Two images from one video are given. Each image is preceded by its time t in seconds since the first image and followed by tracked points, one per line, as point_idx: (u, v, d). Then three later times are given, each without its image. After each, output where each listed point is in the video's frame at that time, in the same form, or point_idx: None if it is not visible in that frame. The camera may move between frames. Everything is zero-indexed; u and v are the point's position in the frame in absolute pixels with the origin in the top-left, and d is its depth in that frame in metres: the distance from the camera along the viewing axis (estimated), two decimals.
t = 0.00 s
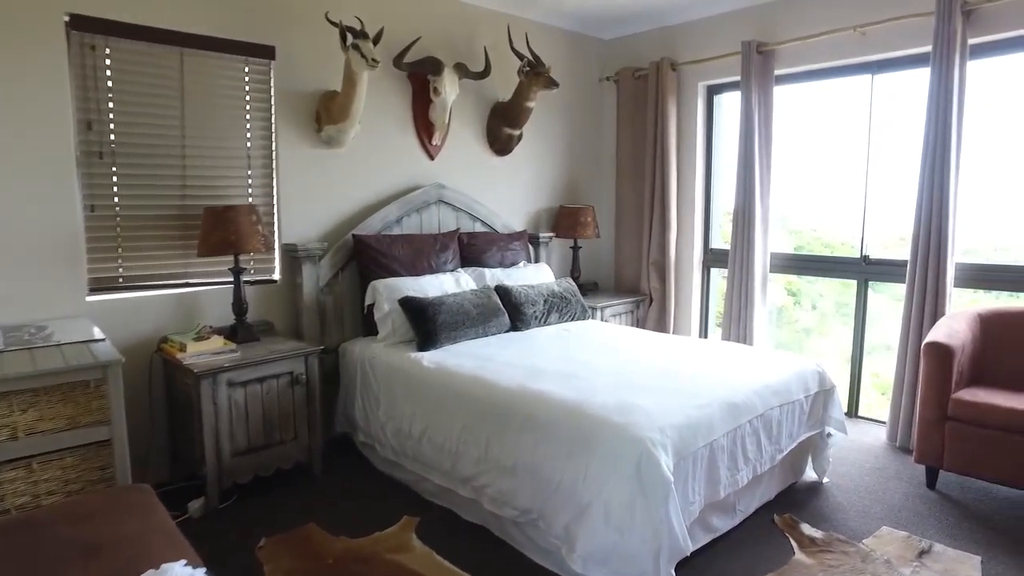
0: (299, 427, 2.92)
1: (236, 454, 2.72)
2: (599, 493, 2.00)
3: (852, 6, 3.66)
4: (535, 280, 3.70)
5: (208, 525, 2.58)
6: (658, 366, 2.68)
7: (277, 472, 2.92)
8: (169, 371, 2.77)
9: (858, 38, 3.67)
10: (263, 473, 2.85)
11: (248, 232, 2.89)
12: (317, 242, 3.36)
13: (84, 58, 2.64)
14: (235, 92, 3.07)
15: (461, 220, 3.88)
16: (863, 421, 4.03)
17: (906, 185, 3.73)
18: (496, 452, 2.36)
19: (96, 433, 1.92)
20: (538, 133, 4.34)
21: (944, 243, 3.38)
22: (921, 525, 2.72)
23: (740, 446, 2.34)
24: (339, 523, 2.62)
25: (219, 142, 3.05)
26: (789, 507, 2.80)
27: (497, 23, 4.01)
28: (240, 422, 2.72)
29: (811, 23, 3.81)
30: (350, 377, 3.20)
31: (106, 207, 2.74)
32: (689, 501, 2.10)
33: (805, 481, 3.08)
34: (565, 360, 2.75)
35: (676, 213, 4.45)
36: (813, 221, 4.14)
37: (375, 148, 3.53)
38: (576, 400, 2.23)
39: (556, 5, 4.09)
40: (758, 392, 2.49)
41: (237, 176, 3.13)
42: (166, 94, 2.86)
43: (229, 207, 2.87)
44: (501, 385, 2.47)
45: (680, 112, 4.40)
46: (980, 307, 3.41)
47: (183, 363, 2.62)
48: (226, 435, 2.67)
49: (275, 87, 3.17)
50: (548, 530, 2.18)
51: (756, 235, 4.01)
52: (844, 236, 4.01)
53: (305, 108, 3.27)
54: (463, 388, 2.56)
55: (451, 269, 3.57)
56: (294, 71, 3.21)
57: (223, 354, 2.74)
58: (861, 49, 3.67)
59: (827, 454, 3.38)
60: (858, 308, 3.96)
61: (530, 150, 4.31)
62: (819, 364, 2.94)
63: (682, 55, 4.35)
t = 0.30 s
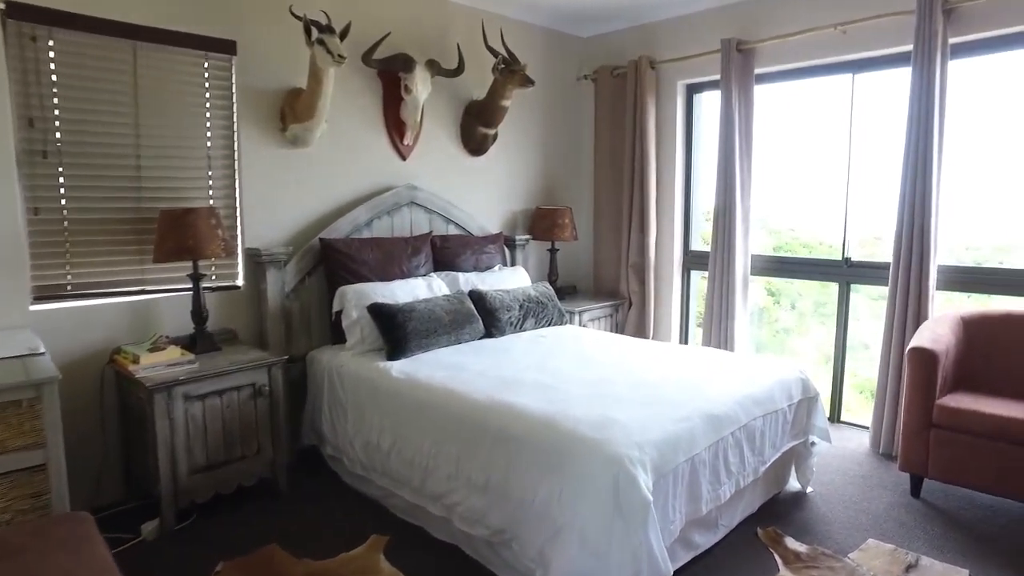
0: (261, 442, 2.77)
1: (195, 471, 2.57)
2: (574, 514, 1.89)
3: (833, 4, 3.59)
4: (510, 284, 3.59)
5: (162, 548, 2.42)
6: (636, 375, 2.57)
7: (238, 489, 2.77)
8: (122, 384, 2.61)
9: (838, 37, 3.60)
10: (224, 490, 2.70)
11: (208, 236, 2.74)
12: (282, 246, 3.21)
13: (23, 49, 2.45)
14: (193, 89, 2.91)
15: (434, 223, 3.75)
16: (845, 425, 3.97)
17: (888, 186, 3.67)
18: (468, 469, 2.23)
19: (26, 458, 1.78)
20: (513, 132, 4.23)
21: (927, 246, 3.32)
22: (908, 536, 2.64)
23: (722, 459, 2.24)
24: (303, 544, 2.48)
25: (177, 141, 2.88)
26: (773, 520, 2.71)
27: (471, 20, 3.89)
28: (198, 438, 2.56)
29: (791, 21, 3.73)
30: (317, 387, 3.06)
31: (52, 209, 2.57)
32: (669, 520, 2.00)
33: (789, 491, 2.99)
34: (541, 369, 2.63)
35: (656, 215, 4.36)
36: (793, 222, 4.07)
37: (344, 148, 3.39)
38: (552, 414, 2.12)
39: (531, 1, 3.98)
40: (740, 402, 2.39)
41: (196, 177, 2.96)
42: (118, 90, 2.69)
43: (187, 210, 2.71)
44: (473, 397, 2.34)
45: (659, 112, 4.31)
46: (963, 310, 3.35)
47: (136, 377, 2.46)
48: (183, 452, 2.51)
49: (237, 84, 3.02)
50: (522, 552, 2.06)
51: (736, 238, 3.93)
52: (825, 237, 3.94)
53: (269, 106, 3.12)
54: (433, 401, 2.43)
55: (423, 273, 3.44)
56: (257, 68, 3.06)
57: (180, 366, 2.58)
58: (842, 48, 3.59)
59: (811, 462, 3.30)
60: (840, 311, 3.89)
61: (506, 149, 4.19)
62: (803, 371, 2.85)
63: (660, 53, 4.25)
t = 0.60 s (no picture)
0: (230, 456, 2.63)
1: (157, 491, 2.42)
2: (555, 537, 1.77)
3: None
4: (492, 289, 3.47)
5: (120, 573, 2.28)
6: (622, 384, 2.46)
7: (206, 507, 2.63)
8: (79, 398, 2.47)
9: (828, 33, 3.51)
10: (189, 509, 2.55)
11: (171, 240, 2.59)
12: (253, 250, 3.07)
13: None
14: (157, 85, 2.76)
15: (413, 225, 3.63)
16: (836, 432, 3.88)
17: (879, 187, 3.58)
18: (445, 486, 2.11)
19: None
20: (496, 131, 4.11)
21: (920, 249, 3.22)
22: (904, 551, 2.54)
23: (712, 475, 2.14)
24: (272, 566, 2.35)
25: (139, 139, 2.73)
26: (764, 536, 2.60)
27: (452, 15, 3.76)
28: (161, 454, 2.42)
29: (780, 17, 3.64)
30: (290, 398, 2.93)
31: (3, 213, 2.41)
32: (657, 541, 1.89)
33: (780, 503, 2.89)
34: (523, 379, 2.52)
35: (643, 217, 4.25)
36: (782, 224, 3.98)
37: (318, 147, 3.27)
38: (532, 429, 2.00)
39: None
40: (731, 413, 2.29)
41: (161, 177, 2.81)
42: (74, 85, 2.54)
43: (149, 213, 2.56)
44: (450, 410, 2.22)
45: (646, 110, 4.21)
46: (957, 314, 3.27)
47: (93, 391, 2.31)
48: (144, 469, 2.36)
49: (205, 81, 2.88)
50: None
51: (725, 240, 3.83)
52: (816, 239, 3.85)
53: (238, 104, 2.98)
54: (410, 414, 2.31)
55: (402, 278, 3.32)
56: (226, 64, 2.93)
57: (140, 379, 2.43)
58: (832, 45, 3.50)
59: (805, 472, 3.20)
60: (831, 315, 3.80)
61: (488, 149, 4.07)
62: (795, 379, 2.75)
63: (647, 51, 4.15)
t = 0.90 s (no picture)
0: (193, 471, 2.50)
1: (113, 511, 2.28)
2: (529, 564, 1.65)
3: None
4: (472, 293, 3.35)
5: None
6: (604, 395, 2.35)
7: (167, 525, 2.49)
8: (29, 413, 2.32)
9: (817, 29, 3.41)
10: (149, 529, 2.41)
11: (129, 244, 2.43)
12: (220, 254, 2.94)
13: None
14: (115, 80, 2.62)
15: (390, 227, 3.51)
16: (825, 438, 3.79)
17: (869, 187, 3.49)
18: (416, 506, 1.99)
19: None
20: (477, 130, 3.99)
21: (912, 252, 3.13)
22: (898, 566, 2.44)
23: (698, 491, 2.03)
24: None
25: (96, 137, 2.59)
26: (753, 551, 2.49)
27: (430, 10, 3.64)
28: (116, 473, 2.28)
29: (768, 12, 3.54)
30: (259, 409, 2.80)
31: None
32: (639, 565, 1.77)
33: (770, 515, 2.79)
34: (501, 389, 2.39)
35: (628, 218, 4.14)
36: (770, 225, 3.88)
37: (289, 147, 3.13)
38: (508, 445, 1.88)
39: None
40: (718, 425, 2.18)
41: (121, 177, 2.66)
42: (24, 80, 2.39)
43: (105, 216, 2.40)
44: (422, 425, 2.10)
45: (630, 109, 4.10)
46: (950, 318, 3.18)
47: (41, 406, 2.16)
48: (97, 489, 2.22)
49: (167, 77, 2.74)
50: None
51: (712, 241, 3.72)
52: (805, 241, 3.75)
53: (203, 101, 2.84)
54: (380, 427, 2.19)
55: (377, 282, 3.19)
56: (190, 58, 2.79)
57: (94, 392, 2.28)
58: (820, 41, 3.41)
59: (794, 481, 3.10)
60: (820, 319, 3.70)
61: (469, 149, 3.95)
62: (784, 387, 2.65)
63: (631, 47, 4.04)
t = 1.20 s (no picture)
0: (149, 491, 2.35)
1: (58, 536, 2.13)
2: None
3: None
4: (450, 298, 3.21)
5: None
6: (586, 408, 2.22)
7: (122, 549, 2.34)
8: None
9: (806, 25, 3.30)
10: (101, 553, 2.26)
11: (78, 249, 2.27)
12: (183, 258, 2.78)
13: None
14: (66, 74, 2.46)
15: (365, 229, 3.36)
16: (816, 446, 3.69)
17: (860, 188, 3.38)
18: (383, 531, 1.85)
19: None
20: (456, 129, 3.85)
21: (904, 254, 3.02)
22: None
23: (685, 512, 1.90)
24: None
25: (45, 134, 2.42)
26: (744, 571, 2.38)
27: (406, 3, 3.49)
28: (62, 495, 2.12)
29: (756, 7, 3.42)
30: (223, 423, 2.65)
31: None
32: None
33: (760, 531, 2.67)
34: (476, 402, 2.26)
35: (613, 219, 4.02)
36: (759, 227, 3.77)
37: (257, 145, 2.98)
38: (481, 467, 1.75)
39: None
40: (705, 440, 2.06)
41: (74, 178, 2.50)
42: None
43: (52, 219, 2.24)
44: (391, 443, 1.96)
45: (615, 107, 3.98)
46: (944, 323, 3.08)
47: None
48: (40, 515, 2.07)
49: (123, 71, 2.58)
50: None
51: (699, 244, 3.61)
52: (794, 244, 3.65)
53: (163, 97, 2.69)
54: (346, 445, 2.04)
55: (351, 288, 3.05)
56: (147, 52, 2.63)
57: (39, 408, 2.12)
58: (809, 37, 3.30)
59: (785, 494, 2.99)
60: (810, 323, 3.60)
61: (448, 148, 3.81)
62: (775, 397, 2.53)
63: (616, 44, 3.92)
